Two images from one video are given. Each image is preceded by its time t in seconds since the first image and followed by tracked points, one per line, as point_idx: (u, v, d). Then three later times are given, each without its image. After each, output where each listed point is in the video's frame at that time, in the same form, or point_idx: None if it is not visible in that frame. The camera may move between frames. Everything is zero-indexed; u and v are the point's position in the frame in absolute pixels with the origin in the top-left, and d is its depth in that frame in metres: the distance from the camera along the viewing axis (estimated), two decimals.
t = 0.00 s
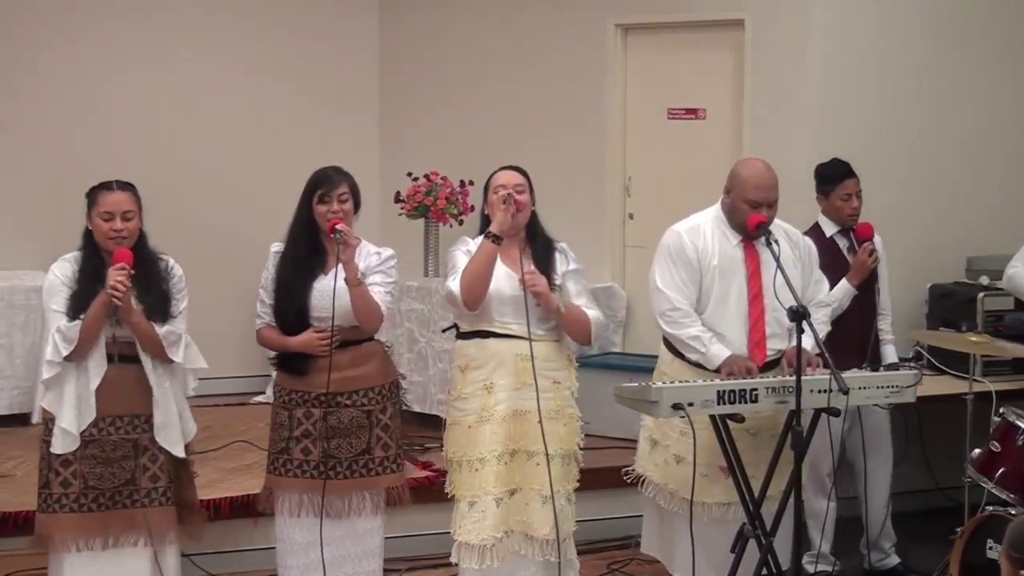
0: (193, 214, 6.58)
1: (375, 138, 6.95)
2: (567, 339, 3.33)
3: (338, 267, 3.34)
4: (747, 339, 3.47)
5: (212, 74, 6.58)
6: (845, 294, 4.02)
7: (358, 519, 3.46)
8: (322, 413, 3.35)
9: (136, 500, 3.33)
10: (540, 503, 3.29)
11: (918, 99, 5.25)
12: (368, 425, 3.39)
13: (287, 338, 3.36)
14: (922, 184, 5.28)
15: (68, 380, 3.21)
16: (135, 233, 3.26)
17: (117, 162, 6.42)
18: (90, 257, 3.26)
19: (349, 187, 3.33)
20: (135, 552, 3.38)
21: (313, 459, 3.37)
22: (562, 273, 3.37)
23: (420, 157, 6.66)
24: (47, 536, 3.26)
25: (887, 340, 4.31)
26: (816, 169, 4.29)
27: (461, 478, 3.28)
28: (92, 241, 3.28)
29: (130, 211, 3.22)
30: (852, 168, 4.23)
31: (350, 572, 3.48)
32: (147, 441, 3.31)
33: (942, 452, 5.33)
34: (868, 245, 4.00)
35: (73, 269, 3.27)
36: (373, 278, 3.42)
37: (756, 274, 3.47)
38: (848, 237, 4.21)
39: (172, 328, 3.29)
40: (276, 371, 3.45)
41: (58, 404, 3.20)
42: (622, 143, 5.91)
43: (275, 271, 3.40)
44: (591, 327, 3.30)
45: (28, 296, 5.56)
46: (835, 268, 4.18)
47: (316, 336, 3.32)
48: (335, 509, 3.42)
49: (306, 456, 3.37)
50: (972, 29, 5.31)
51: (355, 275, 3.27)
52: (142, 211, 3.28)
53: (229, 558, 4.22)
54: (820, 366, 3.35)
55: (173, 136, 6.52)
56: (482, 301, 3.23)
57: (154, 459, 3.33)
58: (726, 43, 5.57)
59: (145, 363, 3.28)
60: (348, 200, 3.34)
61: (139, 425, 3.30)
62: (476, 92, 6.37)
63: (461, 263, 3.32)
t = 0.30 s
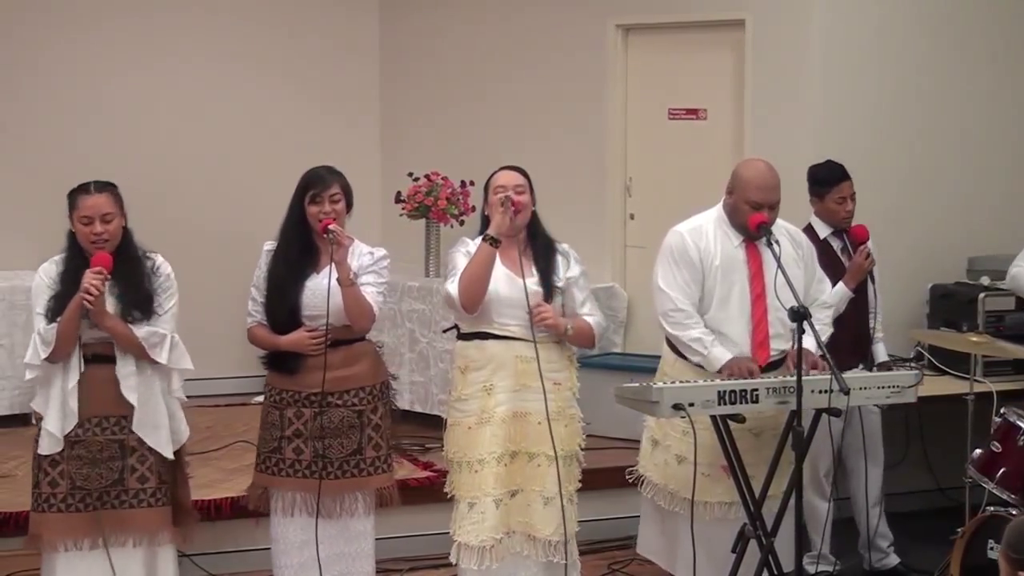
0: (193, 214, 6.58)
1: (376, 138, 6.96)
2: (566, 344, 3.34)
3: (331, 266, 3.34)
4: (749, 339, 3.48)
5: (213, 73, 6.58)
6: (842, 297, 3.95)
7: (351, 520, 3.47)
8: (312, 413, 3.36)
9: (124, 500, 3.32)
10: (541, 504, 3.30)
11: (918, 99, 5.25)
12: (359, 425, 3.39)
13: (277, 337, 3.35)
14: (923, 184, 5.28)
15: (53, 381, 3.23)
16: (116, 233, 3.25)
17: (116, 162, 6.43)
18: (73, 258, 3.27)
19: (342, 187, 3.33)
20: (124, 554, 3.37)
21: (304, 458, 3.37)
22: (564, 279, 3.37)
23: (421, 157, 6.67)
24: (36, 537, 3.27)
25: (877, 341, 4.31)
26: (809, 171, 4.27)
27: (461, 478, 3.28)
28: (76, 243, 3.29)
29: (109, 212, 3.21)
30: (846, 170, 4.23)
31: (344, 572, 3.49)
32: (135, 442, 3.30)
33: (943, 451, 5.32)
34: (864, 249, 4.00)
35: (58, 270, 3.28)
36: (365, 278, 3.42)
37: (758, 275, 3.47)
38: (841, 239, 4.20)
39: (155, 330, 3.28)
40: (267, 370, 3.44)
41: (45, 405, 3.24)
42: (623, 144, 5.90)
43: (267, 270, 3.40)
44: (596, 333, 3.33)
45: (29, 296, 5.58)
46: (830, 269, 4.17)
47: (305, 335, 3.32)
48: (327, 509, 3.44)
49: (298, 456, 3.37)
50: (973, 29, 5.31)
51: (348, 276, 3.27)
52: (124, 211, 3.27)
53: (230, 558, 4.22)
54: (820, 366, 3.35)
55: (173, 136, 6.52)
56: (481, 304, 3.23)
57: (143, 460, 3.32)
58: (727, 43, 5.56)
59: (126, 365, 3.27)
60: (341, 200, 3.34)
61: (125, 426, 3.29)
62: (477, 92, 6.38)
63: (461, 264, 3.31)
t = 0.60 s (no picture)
0: (196, 214, 6.58)
1: (379, 138, 6.96)
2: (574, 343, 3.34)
3: (331, 267, 3.34)
4: (753, 340, 3.47)
5: (216, 73, 6.59)
6: (847, 298, 3.96)
7: (349, 520, 3.47)
8: (311, 413, 3.36)
9: (131, 499, 3.32)
10: (547, 506, 3.30)
11: (922, 99, 5.25)
12: (357, 425, 3.39)
13: (276, 338, 3.35)
14: (926, 184, 5.28)
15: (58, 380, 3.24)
16: (116, 234, 3.24)
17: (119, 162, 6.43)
18: (74, 260, 3.26)
19: (341, 187, 3.33)
20: (131, 552, 3.37)
21: (303, 458, 3.37)
22: (569, 280, 3.38)
23: (425, 157, 6.67)
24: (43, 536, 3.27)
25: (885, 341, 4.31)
26: (813, 172, 4.28)
27: (467, 479, 3.28)
28: (77, 244, 3.28)
29: (109, 213, 3.20)
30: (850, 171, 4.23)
31: (344, 570, 3.48)
32: (140, 441, 3.30)
33: (946, 451, 5.32)
34: (870, 249, 3.96)
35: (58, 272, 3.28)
36: (365, 279, 3.42)
37: (761, 275, 3.47)
38: (848, 240, 4.20)
39: (157, 329, 3.28)
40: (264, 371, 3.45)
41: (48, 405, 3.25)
42: (626, 144, 5.90)
43: (266, 270, 3.40)
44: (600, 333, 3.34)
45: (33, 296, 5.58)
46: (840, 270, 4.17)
47: (304, 335, 3.33)
48: (327, 510, 3.43)
49: (296, 456, 3.38)
50: (976, 30, 5.31)
51: (347, 276, 3.28)
52: (123, 211, 3.26)
53: (234, 558, 4.22)
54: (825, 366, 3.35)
55: (175, 136, 6.53)
56: (487, 306, 3.23)
57: (148, 460, 3.32)
58: (730, 44, 5.56)
59: (129, 365, 3.28)
60: (340, 201, 3.34)
61: (128, 425, 3.28)
62: (479, 92, 6.38)
63: (466, 266, 3.32)
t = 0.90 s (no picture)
0: (201, 213, 6.58)
1: (384, 138, 6.96)
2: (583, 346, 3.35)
3: (338, 268, 3.34)
4: (754, 341, 3.47)
5: (222, 73, 6.60)
6: (855, 296, 4.01)
7: (353, 520, 3.46)
8: (314, 413, 3.36)
9: (149, 498, 3.33)
10: (555, 506, 3.30)
11: (928, 99, 5.25)
12: (361, 425, 3.40)
13: (280, 338, 3.34)
14: (932, 184, 5.27)
15: (77, 379, 3.23)
16: (142, 234, 3.26)
17: (125, 162, 6.44)
18: (97, 258, 3.26)
19: (346, 187, 3.34)
20: (147, 552, 3.37)
21: (306, 458, 3.37)
22: (577, 277, 3.38)
23: (430, 157, 6.67)
24: (60, 536, 3.26)
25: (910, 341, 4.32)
26: (833, 168, 4.30)
27: (474, 479, 3.28)
28: (99, 243, 3.28)
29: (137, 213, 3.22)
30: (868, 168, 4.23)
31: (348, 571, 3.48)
32: (158, 440, 3.31)
33: (952, 452, 5.31)
34: (880, 246, 3.89)
35: (81, 270, 3.27)
36: (369, 279, 3.42)
37: (761, 275, 3.47)
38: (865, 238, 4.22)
39: (178, 331, 3.32)
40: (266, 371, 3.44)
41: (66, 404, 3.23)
42: (631, 144, 5.90)
43: (269, 270, 3.40)
44: (605, 333, 3.33)
45: (39, 295, 5.57)
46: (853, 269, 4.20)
47: (309, 336, 3.32)
48: (331, 510, 3.43)
49: (299, 455, 3.37)
50: (982, 30, 5.31)
51: (352, 275, 3.28)
52: (147, 211, 3.28)
53: (239, 557, 4.22)
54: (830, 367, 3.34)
55: (180, 135, 6.53)
56: (496, 305, 3.23)
57: (166, 458, 3.34)
58: (736, 44, 5.55)
59: (149, 366, 3.29)
60: (345, 200, 3.35)
61: (148, 424, 3.29)
62: (484, 92, 6.38)
63: (474, 265, 3.31)
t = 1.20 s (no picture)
0: (213, 214, 6.59)
1: (396, 138, 6.96)
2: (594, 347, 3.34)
3: (353, 266, 3.34)
4: (762, 339, 3.47)
5: (234, 73, 6.60)
6: (871, 293, 4.10)
7: (369, 519, 3.47)
8: (330, 413, 3.36)
9: (172, 496, 3.34)
10: (566, 505, 3.30)
11: (940, 99, 5.24)
12: (376, 424, 3.41)
13: (296, 338, 3.34)
14: (944, 184, 5.26)
15: (107, 377, 3.21)
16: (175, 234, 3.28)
17: (137, 161, 6.45)
18: (129, 254, 3.26)
19: (358, 185, 3.34)
20: (170, 549, 3.38)
21: (322, 458, 3.38)
22: (588, 272, 3.38)
23: (441, 157, 6.67)
24: (85, 535, 3.25)
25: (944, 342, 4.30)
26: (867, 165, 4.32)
27: (486, 477, 3.28)
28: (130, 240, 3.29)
29: (172, 212, 3.24)
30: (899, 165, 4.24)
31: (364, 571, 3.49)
32: (182, 438, 3.33)
33: (963, 452, 5.30)
34: (899, 246, 3.93)
35: (112, 266, 3.27)
36: (383, 275, 3.43)
37: (770, 274, 3.46)
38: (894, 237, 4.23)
39: (205, 329, 3.35)
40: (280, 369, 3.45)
41: (96, 401, 3.21)
42: (642, 144, 5.90)
43: (283, 270, 3.39)
44: (612, 332, 3.30)
45: (52, 295, 5.58)
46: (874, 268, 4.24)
47: (326, 335, 3.32)
48: (347, 509, 3.44)
49: (315, 455, 3.38)
50: (993, 30, 5.30)
51: (368, 273, 3.28)
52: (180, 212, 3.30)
53: (253, 557, 4.23)
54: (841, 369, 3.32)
55: (193, 136, 6.54)
56: (507, 303, 3.23)
57: (188, 456, 3.35)
58: (747, 43, 5.55)
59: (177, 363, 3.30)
60: (358, 199, 3.35)
61: (174, 422, 3.31)
62: (495, 92, 6.38)
63: (485, 263, 3.32)
